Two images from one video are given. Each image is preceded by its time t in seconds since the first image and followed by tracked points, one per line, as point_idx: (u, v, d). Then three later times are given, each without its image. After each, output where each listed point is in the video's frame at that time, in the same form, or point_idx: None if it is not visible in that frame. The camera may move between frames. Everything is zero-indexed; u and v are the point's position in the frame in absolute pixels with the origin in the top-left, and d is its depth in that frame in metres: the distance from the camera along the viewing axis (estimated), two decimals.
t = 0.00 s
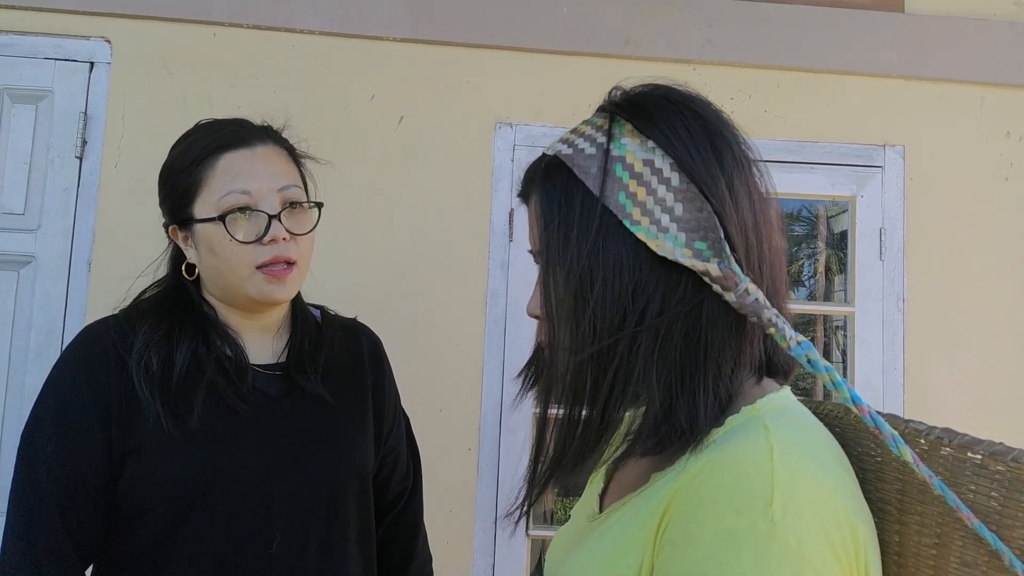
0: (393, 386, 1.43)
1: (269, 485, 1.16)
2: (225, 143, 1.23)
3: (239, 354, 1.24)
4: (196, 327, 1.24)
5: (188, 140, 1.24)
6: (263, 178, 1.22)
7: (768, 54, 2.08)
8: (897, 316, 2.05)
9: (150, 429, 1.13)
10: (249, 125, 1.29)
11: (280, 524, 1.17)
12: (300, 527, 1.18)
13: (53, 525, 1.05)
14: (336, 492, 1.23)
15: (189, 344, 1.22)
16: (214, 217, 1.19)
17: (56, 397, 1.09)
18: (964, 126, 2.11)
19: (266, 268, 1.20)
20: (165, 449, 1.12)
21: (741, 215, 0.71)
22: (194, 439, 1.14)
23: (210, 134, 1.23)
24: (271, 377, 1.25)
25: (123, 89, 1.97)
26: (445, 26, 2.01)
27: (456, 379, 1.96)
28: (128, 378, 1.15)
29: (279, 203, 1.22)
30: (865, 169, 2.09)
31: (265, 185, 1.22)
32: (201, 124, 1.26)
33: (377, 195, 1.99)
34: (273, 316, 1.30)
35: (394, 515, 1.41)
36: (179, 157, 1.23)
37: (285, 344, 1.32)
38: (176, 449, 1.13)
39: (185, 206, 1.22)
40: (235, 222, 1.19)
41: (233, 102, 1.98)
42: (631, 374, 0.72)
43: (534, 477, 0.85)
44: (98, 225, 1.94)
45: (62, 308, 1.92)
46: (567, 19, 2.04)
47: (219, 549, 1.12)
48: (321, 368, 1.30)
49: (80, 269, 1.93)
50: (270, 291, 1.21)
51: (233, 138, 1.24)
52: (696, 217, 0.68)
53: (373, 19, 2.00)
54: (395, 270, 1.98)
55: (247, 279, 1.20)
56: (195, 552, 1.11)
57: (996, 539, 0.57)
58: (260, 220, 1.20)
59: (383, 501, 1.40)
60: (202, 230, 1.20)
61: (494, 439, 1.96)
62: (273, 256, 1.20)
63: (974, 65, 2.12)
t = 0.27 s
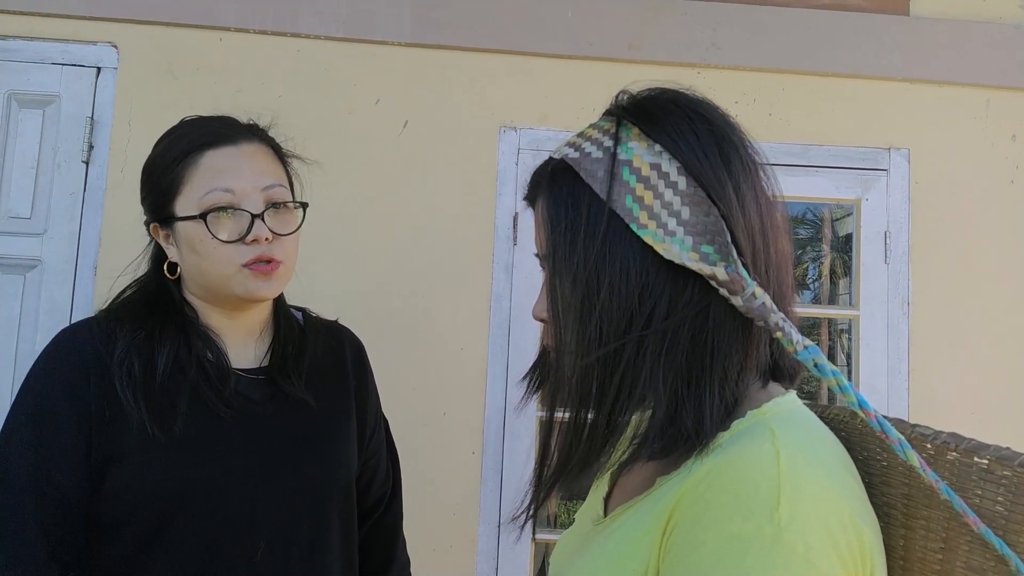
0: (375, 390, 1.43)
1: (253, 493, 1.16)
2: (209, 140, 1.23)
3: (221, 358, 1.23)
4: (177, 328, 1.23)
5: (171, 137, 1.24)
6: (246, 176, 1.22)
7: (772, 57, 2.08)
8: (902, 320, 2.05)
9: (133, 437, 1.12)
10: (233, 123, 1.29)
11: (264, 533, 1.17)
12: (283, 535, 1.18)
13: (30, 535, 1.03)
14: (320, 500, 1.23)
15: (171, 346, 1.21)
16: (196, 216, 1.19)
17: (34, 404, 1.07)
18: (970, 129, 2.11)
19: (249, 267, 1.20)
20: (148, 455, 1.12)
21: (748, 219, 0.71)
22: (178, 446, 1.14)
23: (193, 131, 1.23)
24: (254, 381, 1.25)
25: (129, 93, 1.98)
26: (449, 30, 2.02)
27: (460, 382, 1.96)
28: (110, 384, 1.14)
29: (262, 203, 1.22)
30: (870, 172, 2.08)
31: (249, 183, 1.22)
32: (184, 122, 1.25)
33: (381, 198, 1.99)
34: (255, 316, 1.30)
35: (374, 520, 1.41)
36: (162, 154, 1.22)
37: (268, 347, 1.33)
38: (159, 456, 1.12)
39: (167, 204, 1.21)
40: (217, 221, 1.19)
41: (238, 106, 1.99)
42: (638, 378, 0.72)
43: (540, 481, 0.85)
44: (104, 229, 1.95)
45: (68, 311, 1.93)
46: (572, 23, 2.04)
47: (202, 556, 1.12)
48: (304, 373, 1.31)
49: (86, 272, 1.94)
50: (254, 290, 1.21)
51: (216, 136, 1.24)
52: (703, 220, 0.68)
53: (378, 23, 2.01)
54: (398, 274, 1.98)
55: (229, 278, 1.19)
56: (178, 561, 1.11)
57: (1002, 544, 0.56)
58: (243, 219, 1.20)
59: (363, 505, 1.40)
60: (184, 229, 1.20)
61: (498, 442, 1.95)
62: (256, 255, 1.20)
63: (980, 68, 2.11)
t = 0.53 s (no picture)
0: (360, 399, 1.43)
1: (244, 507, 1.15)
2: (193, 142, 1.20)
3: (206, 371, 1.20)
4: (161, 338, 1.20)
5: (153, 137, 1.21)
6: (231, 181, 1.19)
7: (777, 59, 2.07)
8: (909, 322, 2.04)
9: (122, 454, 1.09)
10: (219, 124, 1.26)
11: (256, 547, 1.16)
12: (274, 549, 1.18)
13: (19, 555, 1.01)
14: (309, 513, 1.23)
15: (157, 358, 1.18)
16: (179, 221, 1.16)
17: (16, 423, 1.03)
18: (977, 129, 2.10)
19: (233, 275, 1.18)
20: (138, 472, 1.08)
21: (756, 222, 0.70)
22: (169, 462, 1.11)
23: (178, 132, 1.20)
24: (241, 393, 1.23)
25: (135, 99, 1.99)
26: (454, 34, 2.02)
27: (465, 385, 1.96)
28: (97, 399, 1.10)
29: (248, 208, 1.20)
30: (876, 174, 2.08)
31: (234, 188, 1.19)
32: (167, 122, 1.22)
33: (386, 202, 2.00)
34: (240, 325, 1.28)
35: (358, 522, 1.42)
36: (144, 156, 1.19)
37: (254, 358, 1.31)
38: (150, 474, 1.09)
39: (148, 207, 1.18)
40: (201, 226, 1.17)
41: (245, 111, 2.00)
42: (646, 382, 0.72)
43: (547, 485, 0.85)
44: (111, 234, 1.96)
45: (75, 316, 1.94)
46: (576, 26, 2.04)
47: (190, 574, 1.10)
48: (291, 385, 1.29)
49: (93, 277, 1.95)
50: (238, 299, 1.19)
51: (201, 137, 1.21)
52: (710, 224, 0.68)
53: (383, 28, 2.02)
54: (403, 277, 1.98)
55: (211, 286, 1.17)
56: None
57: (1013, 548, 0.56)
58: (227, 225, 1.17)
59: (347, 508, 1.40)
60: (166, 233, 1.17)
61: (503, 445, 1.95)
62: (240, 263, 1.17)
63: (986, 68, 2.11)
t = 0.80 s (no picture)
0: (352, 405, 1.42)
1: (246, 515, 1.15)
2: (190, 150, 1.19)
3: (204, 379, 1.20)
4: (160, 344, 1.20)
5: (150, 145, 1.20)
6: (229, 189, 1.19)
7: (778, 65, 2.08)
8: (911, 327, 2.03)
9: (126, 461, 1.09)
10: (217, 131, 1.26)
11: (258, 554, 1.15)
12: (275, 555, 1.17)
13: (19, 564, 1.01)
14: (309, 520, 1.23)
15: (157, 366, 1.18)
16: (176, 230, 1.16)
17: (19, 430, 1.03)
18: (978, 134, 2.10)
19: (229, 284, 1.18)
20: (140, 481, 1.09)
21: (761, 229, 0.70)
22: (172, 469, 1.12)
23: (175, 140, 1.20)
24: (239, 401, 1.24)
25: (139, 106, 2.00)
26: (456, 41, 2.03)
27: (467, 390, 1.96)
28: (100, 407, 1.10)
29: (245, 216, 1.20)
30: (877, 179, 2.08)
31: (232, 197, 1.19)
32: (165, 129, 1.22)
33: (388, 208, 2.00)
34: (237, 331, 1.28)
35: (346, 526, 1.40)
36: (141, 163, 1.19)
37: (250, 364, 1.31)
38: (153, 481, 1.10)
39: (145, 216, 1.18)
40: (198, 235, 1.17)
41: (248, 118, 2.01)
42: (652, 389, 0.72)
43: (552, 493, 0.84)
44: (114, 240, 1.96)
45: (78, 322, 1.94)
46: (578, 33, 2.05)
47: None
48: (288, 393, 1.29)
49: (96, 283, 1.96)
50: (235, 307, 1.19)
51: (200, 145, 1.20)
52: (716, 231, 0.68)
53: (386, 34, 2.02)
54: (405, 283, 1.98)
55: (209, 294, 1.17)
56: None
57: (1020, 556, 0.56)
58: (225, 234, 1.17)
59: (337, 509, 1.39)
60: (163, 242, 1.17)
61: (504, 451, 1.95)
62: (238, 272, 1.18)
63: (987, 74, 2.11)
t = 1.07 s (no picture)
0: (359, 401, 1.42)
1: (257, 508, 1.15)
2: (205, 149, 1.19)
3: (214, 374, 1.20)
4: (171, 341, 1.20)
5: (163, 145, 1.20)
6: (244, 188, 1.19)
7: (778, 62, 2.08)
8: (910, 324, 2.03)
9: (137, 456, 1.09)
10: (229, 131, 1.26)
11: (268, 547, 1.16)
12: (285, 548, 1.18)
13: (32, 558, 1.01)
14: (319, 514, 1.23)
15: (167, 362, 1.18)
16: (192, 227, 1.16)
17: (31, 426, 1.03)
18: (977, 132, 2.10)
19: (245, 280, 1.18)
20: (153, 475, 1.09)
21: (764, 226, 0.70)
22: (182, 464, 1.12)
23: (189, 139, 1.20)
24: (248, 396, 1.24)
25: (137, 104, 1.99)
26: (455, 39, 2.03)
27: (466, 388, 1.96)
28: (110, 402, 1.10)
29: (260, 214, 1.20)
30: (876, 176, 2.08)
31: (247, 195, 1.19)
32: (179, 129, 1.22)
33: (387, 206, 2.00)
34: (248, 329, 1.28)
35: (356, 522, 1.40)
36: (155, 162, 1.19)
37: (258, 361, 1.30)
38: (164, 475, 1.10)
39: (159, 215, 1.18)
40: (214, 233, 1.16)
41: (247, 116, 2.01)
42: (654, 387, 0.72)
43: (553, 491, 0.84)
44: (112, 239, 1.96)
45: (76, 321, 1.94)
46: (577, 31, 2.05)
47: None
48: (296, 388, 1.29)
49: (94, 282, 1.95)
50: (250, 304, 1.19)
51: (214, 145, 1.21)
52: (719, 228, 0.67)
53: (384, 32, 2.02)
54: (405, 281, 1.98)
55: (225, 291, 1.17)
56: None
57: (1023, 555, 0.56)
58: (241, 231, 1.17)
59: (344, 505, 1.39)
60: (178, 240, 1.16)
61: (504, 448, 1.95)
62: (254, 269, 1.17)
63: (986, 71, 2.11)
